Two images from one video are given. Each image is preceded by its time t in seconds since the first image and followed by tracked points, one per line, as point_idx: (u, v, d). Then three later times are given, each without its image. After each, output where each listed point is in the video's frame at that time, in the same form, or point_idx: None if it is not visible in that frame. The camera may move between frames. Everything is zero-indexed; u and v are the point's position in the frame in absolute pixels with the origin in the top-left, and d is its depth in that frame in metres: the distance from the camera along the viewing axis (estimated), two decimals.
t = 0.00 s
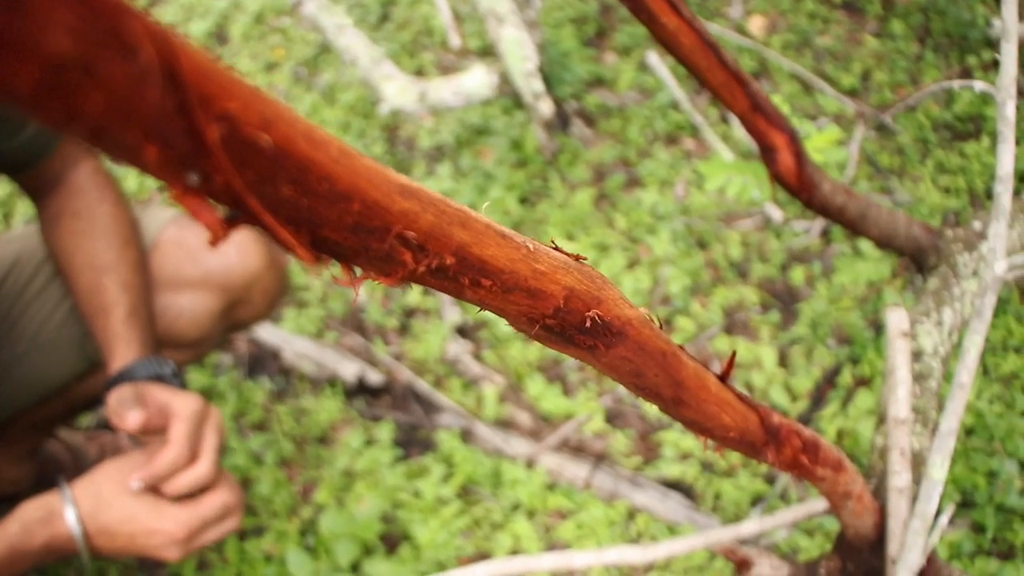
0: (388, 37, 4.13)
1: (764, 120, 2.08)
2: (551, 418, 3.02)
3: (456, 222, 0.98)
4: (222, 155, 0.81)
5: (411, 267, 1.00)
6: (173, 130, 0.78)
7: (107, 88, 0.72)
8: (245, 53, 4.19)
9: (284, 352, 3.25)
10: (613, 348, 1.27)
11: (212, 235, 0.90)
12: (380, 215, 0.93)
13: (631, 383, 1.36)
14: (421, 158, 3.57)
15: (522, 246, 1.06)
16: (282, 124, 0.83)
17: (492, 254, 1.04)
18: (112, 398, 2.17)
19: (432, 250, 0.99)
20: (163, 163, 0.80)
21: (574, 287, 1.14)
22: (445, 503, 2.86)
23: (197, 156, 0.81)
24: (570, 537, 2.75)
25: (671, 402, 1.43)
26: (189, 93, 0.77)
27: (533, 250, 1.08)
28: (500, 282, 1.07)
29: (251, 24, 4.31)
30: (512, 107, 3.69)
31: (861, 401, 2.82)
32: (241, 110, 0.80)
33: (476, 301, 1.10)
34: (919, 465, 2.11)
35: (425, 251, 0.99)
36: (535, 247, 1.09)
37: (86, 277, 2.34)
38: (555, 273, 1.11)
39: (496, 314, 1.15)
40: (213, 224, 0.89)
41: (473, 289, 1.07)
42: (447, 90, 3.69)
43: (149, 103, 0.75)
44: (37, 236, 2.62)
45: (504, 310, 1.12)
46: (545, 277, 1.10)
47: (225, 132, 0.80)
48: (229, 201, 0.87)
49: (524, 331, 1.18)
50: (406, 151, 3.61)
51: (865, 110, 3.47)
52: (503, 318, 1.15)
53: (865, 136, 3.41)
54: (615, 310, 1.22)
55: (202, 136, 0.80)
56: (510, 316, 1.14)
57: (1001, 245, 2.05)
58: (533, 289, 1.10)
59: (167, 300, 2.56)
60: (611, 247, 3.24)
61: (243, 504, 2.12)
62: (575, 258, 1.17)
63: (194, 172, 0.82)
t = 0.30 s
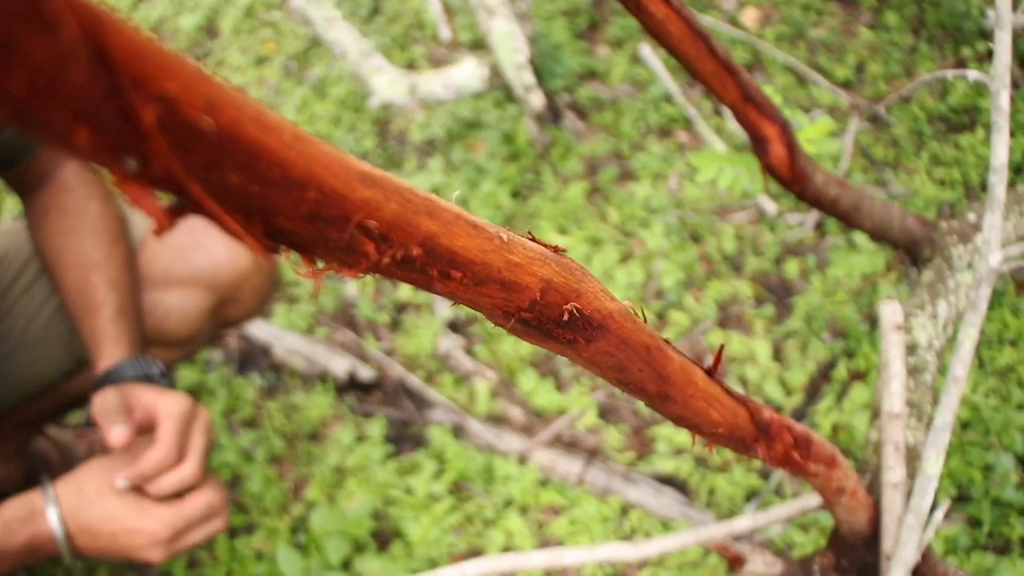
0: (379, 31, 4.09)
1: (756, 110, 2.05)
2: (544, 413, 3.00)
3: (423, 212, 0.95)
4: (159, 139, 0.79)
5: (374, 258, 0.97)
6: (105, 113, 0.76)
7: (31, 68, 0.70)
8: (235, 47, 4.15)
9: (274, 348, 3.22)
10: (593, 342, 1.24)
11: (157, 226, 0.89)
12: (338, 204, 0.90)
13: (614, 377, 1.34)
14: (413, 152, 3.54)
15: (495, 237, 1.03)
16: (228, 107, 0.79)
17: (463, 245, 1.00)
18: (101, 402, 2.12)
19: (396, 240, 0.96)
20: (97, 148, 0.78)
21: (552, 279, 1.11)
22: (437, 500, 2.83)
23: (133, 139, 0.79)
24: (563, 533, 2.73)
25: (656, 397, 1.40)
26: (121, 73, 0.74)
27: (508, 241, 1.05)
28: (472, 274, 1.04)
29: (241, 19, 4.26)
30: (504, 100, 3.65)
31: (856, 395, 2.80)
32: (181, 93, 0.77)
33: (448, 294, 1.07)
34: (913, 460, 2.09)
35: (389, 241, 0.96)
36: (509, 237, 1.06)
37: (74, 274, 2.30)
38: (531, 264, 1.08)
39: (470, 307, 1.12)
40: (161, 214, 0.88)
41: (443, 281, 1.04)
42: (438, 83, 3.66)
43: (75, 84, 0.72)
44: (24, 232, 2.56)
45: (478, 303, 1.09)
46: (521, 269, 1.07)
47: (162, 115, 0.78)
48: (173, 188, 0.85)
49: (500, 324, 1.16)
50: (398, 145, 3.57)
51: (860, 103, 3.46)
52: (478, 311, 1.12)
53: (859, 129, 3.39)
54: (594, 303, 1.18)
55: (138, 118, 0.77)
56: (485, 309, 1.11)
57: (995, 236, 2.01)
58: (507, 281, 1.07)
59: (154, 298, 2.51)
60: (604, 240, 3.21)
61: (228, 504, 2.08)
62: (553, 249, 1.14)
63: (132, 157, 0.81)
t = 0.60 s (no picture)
0: (368, 26, 4.05)
1: (747, 101, 2.03)
2: (536, 410, 2.97)
3: (402, 200, 0.93)
4: (121, 122, 0.79)
5: (351, 248, 0.95)
6: (60, 89, 0.76)
7: None
8: (223, 43, 4.10)
9: (264, 346, 3.18)
10: (582, 335, 1.20)
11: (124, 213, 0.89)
12: (313, 191, 0.88)
13: (603, 371, 1.30)
14: (402, 147, 3.50)
15: (478, 226, 1.00)
16: (194, 90, 0.78)
17: (444, 234, 0.97)
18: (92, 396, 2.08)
19: (374, 229, 0.94)
20: (58, 130, 0.79)
21: (538, 271, 1.08)
22: (430, 498, 2.81)
23: (94, 122, 0.79)
24: (556, 531, 2.71)
25: (647, 391, 1.37)
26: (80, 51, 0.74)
27: (491, 230, 1.02)
28: (454, 265, 1.01)
29: (229, 15, 4.22)
30: (494, 95, 3.62)
31: (851, 388, 2.78)
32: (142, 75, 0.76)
33: (430, 286, 1.05)
34: (909, 453, 2.07)
35: (367, 230, 0.94)
36: (493, 226, 1.03)
37: (60, 269, 2.26)
38: (516, 255, 1.05)
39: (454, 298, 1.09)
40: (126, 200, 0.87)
41: (424, 272, 1.01)
42: (427, 77, 3.62)
43: (28, 57, 0.73)
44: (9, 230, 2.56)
45: (461, 294, 1.07)
46: (505, 259, 1.04)
47: (124, 97, 0.77)
48: (139, 174, 0.85)
49: (485, 316, 1.13)
50: (387, 140, 3.53)
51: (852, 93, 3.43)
52: (461, 303, 1.09)
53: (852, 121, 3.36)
54: (582, 295, 1.15)
55: (97, 100, 0.77)
56: (468, 300, 1.08)
57: (990, 226, 1.99)
58: (491, 272, 1.04)
59: (141, 294, 2.46)
60: (595, 235, 3.19)
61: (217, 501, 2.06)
62: (540, 240, 1.11)
63: (93, 141, 0.81)
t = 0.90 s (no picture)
0: (356, 21, 4.00)
1: (738, 90, 2.00)
2: (528, 407, 2.93)
3: (372, 180, 0.90)
4: (66, 93, 0.75)
5: (318, 230, 0.92)
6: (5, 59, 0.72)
7: None
8: (211, 40, 4.05)
9: (253, 345, 3.14)
10: (565, 324, 1.17)
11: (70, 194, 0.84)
12: (276, 167, 0.85)
13: (588, 361, 1.27)
14: (392, 143, 3.46)
15: (454, 210, 0.98)
16: (146, 61, 0.75)
17: (417, 216, 0.95)
18: (100, 379, 2.09)
19: (342, 210, 0.91)
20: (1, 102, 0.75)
21: (516, 255, 1.05)
22: (421, 496, 2.77)
23: (39, 94, 0.75)
24: (550, 528, 2.68)
25: (634, 382, 1.33)
26: (18, 17, 0.70)
27: (468, 214, 1.00)
28: (428, 249, 0.99)
29: (217, 11, 4.17)
30: (485, 90, 3.58)
31: (847, 382, 2.75)
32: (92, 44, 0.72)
33: (404, 271, 1.02)
34: (905, 445, 2.04)
35: (334, 211, 0.91)
36: (470, 210, 1.01)
37: (49, 264, 2.19)
38: (494, 239, 1.03)
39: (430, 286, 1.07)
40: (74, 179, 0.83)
41: (397, 256, 0.99)
42: (416, 72, 3.58)
43: None
44: None
45: (437, 280, 1.04)
46: (483, 244, 1.02)
47: (66, 64, 0.73)
48: (87, 150, 0.81)
49: (463, 304, 1.10)
50: (377, 136, 3.49)
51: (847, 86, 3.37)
52: (438, 290, 1.07)
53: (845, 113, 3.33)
54: (564, 282, 1.13)
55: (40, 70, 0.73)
56: (445, 287, 1.06)
57: (985, 215, 1.96)
58: (468, 257, 1.02)
59: (126, 290, 2.43)
60: (588, 230, 3.15)
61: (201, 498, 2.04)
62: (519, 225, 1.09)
63: (38, 115, 0.77)
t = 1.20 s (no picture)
0: (346, 18, 3.95)
1: (729, 78, 1.97)
2: (521, 403, 2.90)
3: (331, 145, 0.86)
4: None
5: (273, 199, 0.87)
6: None
7: None
8: (199, 38, 4.00)
9: (243, 344, 3.11)
10: (546, 306, 1.12)
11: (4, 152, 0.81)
12: (223, 128, 0.81)
13: (571, 347, 1.21)
14: (382, 140, 3.43)
15: (422, 181, 0.94)
16: (75, 9, 0.72)
17: (383, 187, 0.91)
18: (76, 377, 2.05)
19: (300, 178, 0.86)
20: None
21: (491, 232, 1.00)
22: (413, 495, 2.74)
23: None
24: (543, 526, 2.65)
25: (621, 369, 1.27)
26: None
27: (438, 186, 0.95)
28: (395, 222, 0.94)
29: (205, 9, 4.12)
30: (475, 86, 3.55)
31: (842, 375, 2.73)
32: None
33: (372, 247, 0.97)
34: (901, 438, 2.02)
35: (290, 178, 0.86)
36: (440, 183, 0.96)
37: (28, 261, 2.15)
38: (466, 213, 0.98)
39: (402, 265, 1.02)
40: (2, 133, 0.79)
41: (362, 229, 0.94)
42: (405, 67, 3.55)
43: None
44: None
45: (408, 257, 0.99)
46: (455, 218, 0.97)
47: None
48: (18, 108, 0.77)
49: (437, 283, 1.04)
50: (367, 133, 3.45)
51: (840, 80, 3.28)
52: (409, 267, 1.02)
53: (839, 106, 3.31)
54: (544, 261, 1.07)
55: None
56: (416, 265, 1.01)
57: (981, 201, 1.92)
58: (439, 231, 0.97)
59: (108, 288, 2.39)
60: (580, 225, 3.13)
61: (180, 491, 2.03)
62: (496, 202, 1.04)
63: None
